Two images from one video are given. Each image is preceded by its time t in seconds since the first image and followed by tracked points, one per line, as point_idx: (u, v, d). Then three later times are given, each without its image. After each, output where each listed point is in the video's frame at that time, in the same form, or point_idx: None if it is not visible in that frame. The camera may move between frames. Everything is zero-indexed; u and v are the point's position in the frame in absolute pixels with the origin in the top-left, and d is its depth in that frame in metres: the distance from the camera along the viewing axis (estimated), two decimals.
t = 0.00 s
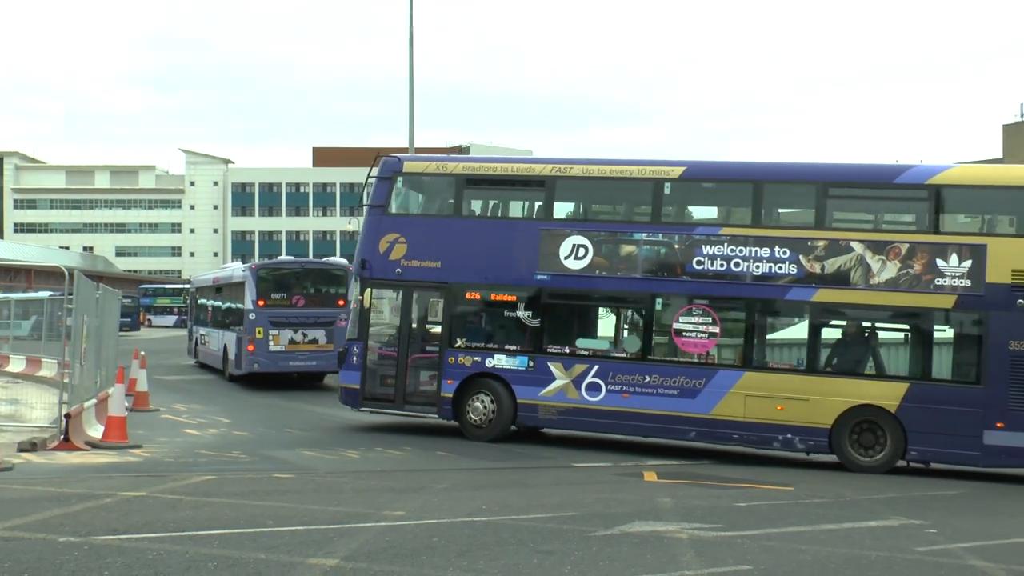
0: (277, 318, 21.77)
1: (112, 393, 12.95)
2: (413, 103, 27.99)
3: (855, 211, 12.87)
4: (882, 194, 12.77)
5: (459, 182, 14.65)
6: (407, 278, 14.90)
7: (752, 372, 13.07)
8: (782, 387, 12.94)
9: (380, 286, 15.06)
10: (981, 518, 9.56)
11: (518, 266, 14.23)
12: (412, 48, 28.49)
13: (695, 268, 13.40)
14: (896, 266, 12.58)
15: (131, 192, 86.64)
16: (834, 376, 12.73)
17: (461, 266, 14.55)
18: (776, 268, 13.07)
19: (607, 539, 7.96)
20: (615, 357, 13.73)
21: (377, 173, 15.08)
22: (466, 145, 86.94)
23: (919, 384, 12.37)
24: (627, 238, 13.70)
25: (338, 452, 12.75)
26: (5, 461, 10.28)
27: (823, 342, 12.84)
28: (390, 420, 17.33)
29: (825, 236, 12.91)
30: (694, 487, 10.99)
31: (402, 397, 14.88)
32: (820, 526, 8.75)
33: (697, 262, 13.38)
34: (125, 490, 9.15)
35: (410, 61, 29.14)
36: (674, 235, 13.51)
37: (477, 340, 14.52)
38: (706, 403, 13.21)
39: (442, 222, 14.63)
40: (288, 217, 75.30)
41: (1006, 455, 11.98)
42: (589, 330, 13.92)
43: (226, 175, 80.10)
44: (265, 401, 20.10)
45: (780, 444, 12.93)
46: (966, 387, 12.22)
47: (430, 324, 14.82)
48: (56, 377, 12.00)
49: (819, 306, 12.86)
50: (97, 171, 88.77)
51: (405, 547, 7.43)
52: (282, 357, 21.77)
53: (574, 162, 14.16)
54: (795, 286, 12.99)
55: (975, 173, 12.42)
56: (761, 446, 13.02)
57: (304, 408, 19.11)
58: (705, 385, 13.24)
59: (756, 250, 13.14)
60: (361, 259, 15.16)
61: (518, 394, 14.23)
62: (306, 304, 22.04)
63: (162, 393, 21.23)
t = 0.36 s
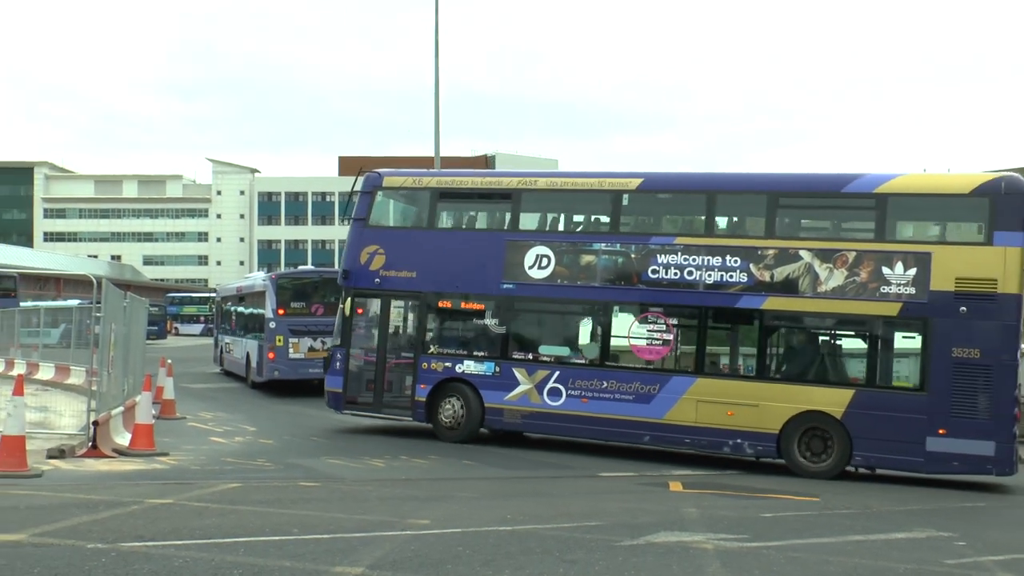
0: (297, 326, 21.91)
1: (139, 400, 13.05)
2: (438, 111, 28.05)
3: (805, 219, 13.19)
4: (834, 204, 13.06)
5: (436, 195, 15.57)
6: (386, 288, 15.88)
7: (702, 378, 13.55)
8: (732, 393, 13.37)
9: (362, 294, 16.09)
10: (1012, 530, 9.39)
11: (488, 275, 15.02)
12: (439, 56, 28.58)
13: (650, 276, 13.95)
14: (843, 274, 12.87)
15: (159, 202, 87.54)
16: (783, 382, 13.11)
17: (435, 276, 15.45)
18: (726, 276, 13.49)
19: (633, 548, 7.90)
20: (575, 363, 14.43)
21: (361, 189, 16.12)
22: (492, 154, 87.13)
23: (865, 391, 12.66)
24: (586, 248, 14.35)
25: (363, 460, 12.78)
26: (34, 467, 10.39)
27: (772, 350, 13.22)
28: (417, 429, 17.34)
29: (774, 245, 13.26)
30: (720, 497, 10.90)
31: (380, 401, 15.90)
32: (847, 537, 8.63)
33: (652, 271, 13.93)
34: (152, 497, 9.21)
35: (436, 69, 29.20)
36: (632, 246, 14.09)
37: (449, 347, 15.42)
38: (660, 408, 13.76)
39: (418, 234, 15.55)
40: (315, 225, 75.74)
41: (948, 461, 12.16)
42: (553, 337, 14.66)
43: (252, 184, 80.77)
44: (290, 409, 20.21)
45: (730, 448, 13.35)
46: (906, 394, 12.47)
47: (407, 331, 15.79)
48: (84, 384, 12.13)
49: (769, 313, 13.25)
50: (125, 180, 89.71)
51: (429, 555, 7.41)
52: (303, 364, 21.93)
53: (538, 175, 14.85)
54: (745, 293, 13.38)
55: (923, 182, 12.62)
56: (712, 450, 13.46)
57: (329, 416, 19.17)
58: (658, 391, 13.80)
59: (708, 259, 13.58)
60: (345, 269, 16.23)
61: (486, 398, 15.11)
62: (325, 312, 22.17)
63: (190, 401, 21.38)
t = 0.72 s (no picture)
0: (319, 336, 22.03)
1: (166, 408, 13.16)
2: (467, 123, 28.12)
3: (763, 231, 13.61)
4: (789, 217, 13.47)
5: (420, 211, 16.23)
6: (374, 299, 16.57)
7: (662, 388, 14.04)
8: (689, 402, 13.83)
9: (352, 306, 16.79)
10: None
11: (466, 288, 15.66)
12: (467, 69, 28.69)
13: (616, 289, 14.50)
14: (797, 288, 13.26)
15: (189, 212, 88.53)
16: (738, 393, 13.51)
17: (418, 288, 16.10)
18: (686, 289, 13.97)
19: (657, 562, 7.83)
20: (546, 372, 15.06)
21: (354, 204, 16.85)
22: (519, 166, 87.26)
23: (815, 402, 13.01)
24: (557, 261, 14.95)
25: (388, 471, 12.78)
26: (63, 473, 10.49)
27: (728, 361, 13.65)
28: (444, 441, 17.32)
29: (731, 258, 13.73)
30: (746, 512, 10.79)
31: (369, 407, 16.66)
32: (874, 554, 8.51)
33: (617, 284, 14.48)
34: (178, 504, 9.27)
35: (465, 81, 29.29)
36: (598, 259, 14.67)
37: (431, 356, 16.10)
38: (623, 417, 14.30)
39: (404, 248, 16.23)
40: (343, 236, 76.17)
41: (895, 472, 12.43)
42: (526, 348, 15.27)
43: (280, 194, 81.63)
44: (317, 419, 20.28)
45: (688, 456, 13.80)
46: (857, 406, 12.77)
47: (393, 341, 16.49)
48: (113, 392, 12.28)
49: (726, 325, 13.70)
50: (156, 190, 90.73)
51: (453, 567, 7.40)
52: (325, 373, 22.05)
53: (513, 191, 15.46)
54: (703, 306, 13.86)
55: (878, 197, 12.97)
56: (672, 458, 13.94)
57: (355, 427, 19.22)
58: (622, 400, 14.34)
59: (669, 272, 14.09)
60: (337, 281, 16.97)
61: (464, 406, 15.78)
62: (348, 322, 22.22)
63: (217, 410, 21.52)
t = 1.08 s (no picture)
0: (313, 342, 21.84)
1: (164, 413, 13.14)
2: (466, 129, 28.17)
3: (699, 236, 14.15)
4: (721, 222, 13.98)
5: (386, 222, 17.32)
6: (346, 306, 17.65)
7: (602, 388, 14.78)
8: (627, 404, 14.53)
9: (326, 312, 17.92)
10: None
11: (427, 294, 16.63)
12: (466, 75, 28.75)
13: (561, 294, 15.23)
14: (728, 290, 13.73)
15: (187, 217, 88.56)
16: (672, 394, 14.12)
17: (384, 295, 17.13)
18: (626, 293, 14.63)
19: (654, 569, 7.82)
20: (496, 375, 15.91)
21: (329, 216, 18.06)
22: (517, 173, 87.48)
23: (746, 402, 13.47)
24: (507, 268, 15.74)
25: (386, 476, 12.78)
26: (61, 478, 10.48)
27: (664, 361, 14.25)
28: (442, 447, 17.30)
29: (666, 262, 14.33)
30: (744, 518, 10.80)
31: (340, 408, 17.75)
32: (872, 561, 8.51)
33: (562, 289, 15.21)
34: (175, 509, 9.26)
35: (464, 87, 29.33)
36: (545, 265, 15.41)
37: (395, 359, 17.10)
38: (567, 418, 15.08)
39: (370, 256, 17.28)
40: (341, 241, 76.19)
41: (821, 470, 12.82)
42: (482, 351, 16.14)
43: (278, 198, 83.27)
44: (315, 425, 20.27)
45: (627, 455, 14.52)
46: (783, 405, 13.20)
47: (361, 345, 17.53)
48: (110, 397, 12.25)
49: (663, 327, 14.28)
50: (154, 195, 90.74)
51: (450, 572, 7.39)
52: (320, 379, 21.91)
53: (469, 201, 16.35)
54: (641, 309, 14.48)
55: (805, 202, 13.39)
56: (612, 457, 14.68)
57: (353, 433, 19.22)
58: (566, 402, 15.12)
59: (610, 277, 14.78)
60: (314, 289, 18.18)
61: (424, 407, 16.75)
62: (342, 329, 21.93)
63: (215, 415, 21.51)
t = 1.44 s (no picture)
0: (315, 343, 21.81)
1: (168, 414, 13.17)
2: (468, 130, 28.18)
3: (651, 237, 14.73)
4: (670, 223, 14.57)
5: (367, 227, 18.16)
6: (329, 308, 18.43)
7: (561, 384, 15.37)
8: (584, 399, 15.11)
9: (311, 314, 18.71)
10: None
11: (400, 296, 17.40)
12: (468, 77, 28.78)
13: (523, 294, 15.89)
14: (676, 288, 14.34)
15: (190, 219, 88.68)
16: (626, 389, 14.69)
17: (363, 296, 17.91)
18: (582, 292, 15.27)
19: (658, 570, 7.84)
20: (464, 372, 16.51)
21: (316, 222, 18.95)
22: (520, 174, 87.44)
23: (692, 396, 13.97)
24: (474, 269, 16.43)
25: (389, 477, 12.81)
26: (66, 479, 10.51)
27: (617, 358, 14.84)
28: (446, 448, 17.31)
29: (619, 262, 14.96)
30: (747, 519, 10.81)
31: (322, 406, 18.45)
32: (877, 563, 8.51)
33: (524, 289, 15.87)
34: (179, 511, 9.29)
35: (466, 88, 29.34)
36: (509, 266, 16.10)
37: (373, 358, 17.75)
38: (528, 413, 15.67)
39: (352, 260, 18.12)
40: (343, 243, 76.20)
41: (762, 462, 13.27)
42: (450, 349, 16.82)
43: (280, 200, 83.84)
44: (317, 426, 20.30)
45: (583, 448, 15.10)
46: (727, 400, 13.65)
47: (341, 344, 18.23)
48: (115, 398, 12.28)
49: (616, 325, 14.88)
50: (157, 197, 90.85)
51: (453, 573, 7.40)
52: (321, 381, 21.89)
53: (442, 206, 17.14)
54: (596, 308, 15.10)
55: (748, 202, 13.88)
56: (569, 450, 15.25)
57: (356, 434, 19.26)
58: (527, 397, 15.72)
59: (568, 277, 15.44)
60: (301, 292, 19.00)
61: (399, 404, 17.36)
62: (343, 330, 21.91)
63: (218, 417, 21.54)
